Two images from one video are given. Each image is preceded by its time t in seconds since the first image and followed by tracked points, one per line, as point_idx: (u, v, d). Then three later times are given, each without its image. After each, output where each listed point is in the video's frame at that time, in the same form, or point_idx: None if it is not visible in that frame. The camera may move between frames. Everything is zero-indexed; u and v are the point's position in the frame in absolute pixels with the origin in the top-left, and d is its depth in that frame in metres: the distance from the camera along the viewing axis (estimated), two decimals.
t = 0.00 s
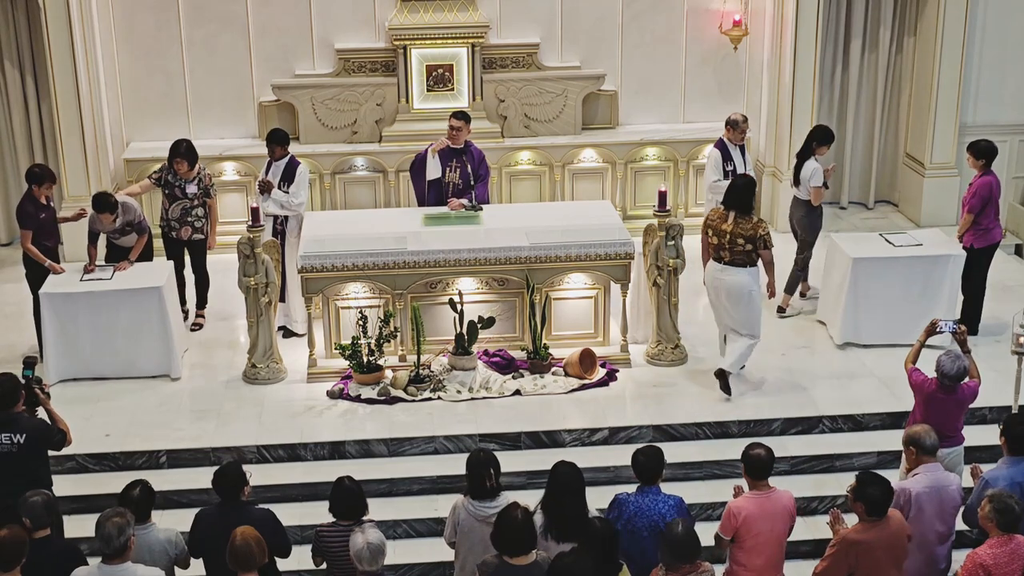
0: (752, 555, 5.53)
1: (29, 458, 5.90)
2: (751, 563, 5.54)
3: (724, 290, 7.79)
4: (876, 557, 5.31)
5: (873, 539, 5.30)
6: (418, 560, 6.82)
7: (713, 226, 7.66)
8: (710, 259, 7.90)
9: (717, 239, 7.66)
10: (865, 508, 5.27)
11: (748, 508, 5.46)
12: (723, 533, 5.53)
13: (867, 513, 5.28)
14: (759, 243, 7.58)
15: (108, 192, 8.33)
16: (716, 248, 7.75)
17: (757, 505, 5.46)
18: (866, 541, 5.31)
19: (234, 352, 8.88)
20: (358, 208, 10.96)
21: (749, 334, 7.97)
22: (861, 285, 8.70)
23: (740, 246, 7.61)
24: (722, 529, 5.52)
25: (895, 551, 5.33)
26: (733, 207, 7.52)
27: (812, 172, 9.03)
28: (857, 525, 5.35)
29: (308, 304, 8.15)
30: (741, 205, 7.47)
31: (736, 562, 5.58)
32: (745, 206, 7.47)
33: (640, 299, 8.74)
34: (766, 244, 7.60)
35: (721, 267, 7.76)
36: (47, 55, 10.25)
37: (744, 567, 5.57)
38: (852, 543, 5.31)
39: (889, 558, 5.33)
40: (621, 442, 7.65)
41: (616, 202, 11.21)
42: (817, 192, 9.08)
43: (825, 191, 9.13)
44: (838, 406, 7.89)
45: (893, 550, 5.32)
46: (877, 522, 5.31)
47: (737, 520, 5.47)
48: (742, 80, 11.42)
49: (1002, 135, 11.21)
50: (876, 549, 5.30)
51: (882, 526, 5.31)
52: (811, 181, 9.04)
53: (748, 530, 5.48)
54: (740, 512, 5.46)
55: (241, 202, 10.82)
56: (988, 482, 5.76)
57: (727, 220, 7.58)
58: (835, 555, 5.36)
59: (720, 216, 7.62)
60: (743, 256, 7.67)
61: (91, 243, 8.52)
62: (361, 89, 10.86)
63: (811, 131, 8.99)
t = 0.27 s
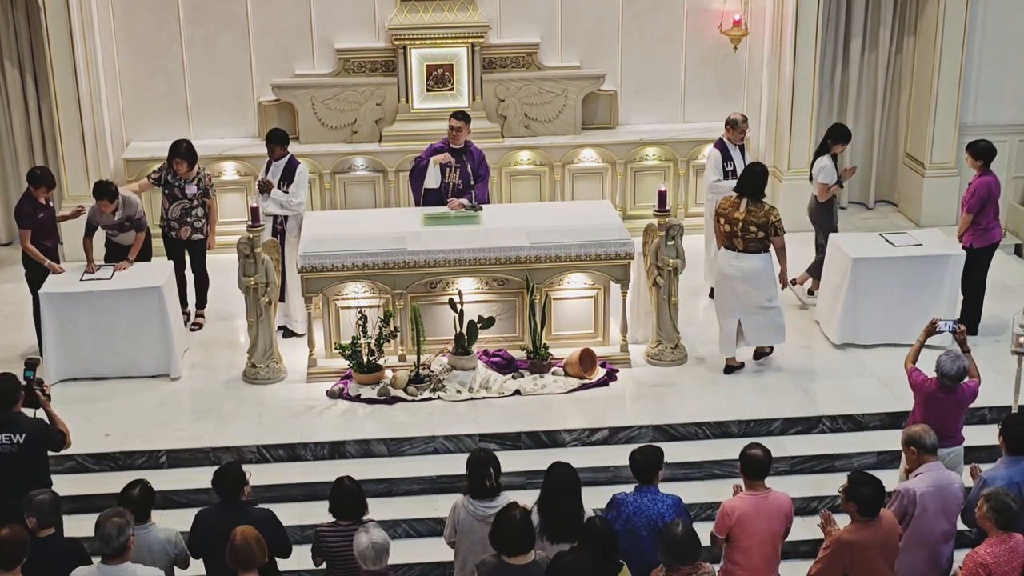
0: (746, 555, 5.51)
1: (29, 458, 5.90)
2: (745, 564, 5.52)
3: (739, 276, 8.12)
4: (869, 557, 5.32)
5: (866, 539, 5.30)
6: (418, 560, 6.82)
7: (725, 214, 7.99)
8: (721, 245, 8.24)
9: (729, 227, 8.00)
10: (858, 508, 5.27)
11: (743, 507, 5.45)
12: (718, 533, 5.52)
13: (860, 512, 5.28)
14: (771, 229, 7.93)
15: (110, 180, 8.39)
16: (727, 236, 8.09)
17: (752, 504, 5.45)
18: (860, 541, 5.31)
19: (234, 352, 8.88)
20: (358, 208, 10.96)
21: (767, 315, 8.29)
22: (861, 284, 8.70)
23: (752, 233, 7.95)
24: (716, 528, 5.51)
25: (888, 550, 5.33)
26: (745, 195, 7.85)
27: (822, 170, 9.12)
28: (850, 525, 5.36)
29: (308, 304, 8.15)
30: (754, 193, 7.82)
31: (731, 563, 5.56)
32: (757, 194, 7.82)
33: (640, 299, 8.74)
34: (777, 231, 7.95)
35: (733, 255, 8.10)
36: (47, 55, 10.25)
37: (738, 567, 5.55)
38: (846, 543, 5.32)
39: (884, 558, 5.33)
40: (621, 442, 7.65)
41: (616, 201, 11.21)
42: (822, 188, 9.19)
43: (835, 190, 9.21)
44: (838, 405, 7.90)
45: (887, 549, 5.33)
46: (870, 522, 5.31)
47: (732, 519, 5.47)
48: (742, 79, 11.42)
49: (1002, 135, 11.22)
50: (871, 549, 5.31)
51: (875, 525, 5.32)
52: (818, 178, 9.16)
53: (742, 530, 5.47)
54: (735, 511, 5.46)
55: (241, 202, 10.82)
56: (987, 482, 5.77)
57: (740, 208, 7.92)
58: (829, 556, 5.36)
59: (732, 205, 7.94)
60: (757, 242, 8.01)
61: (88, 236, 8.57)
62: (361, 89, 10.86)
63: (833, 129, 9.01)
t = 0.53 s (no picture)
0: (739, 558, 5.44)
1: (29, 458, 5.90)
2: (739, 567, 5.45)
3: (758, 268, 8.38)
4: (865, 557, 5.32)
5: (861, 539, 5.31)
6: (418, 560, 6.82)
7: (744, 209, 8.28)
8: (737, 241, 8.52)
9: (748, 222, 8.28)
10: (853, 508, 5.27)
11: (734, 509, 5.41)
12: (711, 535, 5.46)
13: (855, 513, 5.28)
14: (789, 223, 8.24)
15: (115, 170, 8.57)
16: (745, 231, 8.37)
17: (743, 507, 5.41)
18: (854, 542, 5.32)
19: (234, 351, 8.88)
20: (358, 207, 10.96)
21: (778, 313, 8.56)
22: (861, 284, 8.70)
23: (771, 227, 8.24)
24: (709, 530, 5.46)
25: (884, 550, 5.34)
26: (764, 189, 8.16)
27: (838, 166, 9.17)
28: (845, 526, 5.37)
29: (308, 304, 8.15)
30: (772, 187, 8.12)
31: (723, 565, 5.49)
32: (776, 188, 8.13)
33: (640, 300, 8.74)
34: (795, 224, 8.26)
35: (752, 250, 8.37)
36: (47, 55, 10.26)
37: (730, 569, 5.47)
38: (841, 543, 5.32)
39: (879, 557, 5.34)
40: (621, 441, 7.65)
41: (616, 201, 11.21)
42: (833, 185, 9.22)
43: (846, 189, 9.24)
44: (838, 405, 7.90)
45: (881, 549, 5.33)
46: (863, 522, 5.32)
47: (724, 521, 5.42)
48: (742, 79, 11.42)
49: (1002, 135, 11.22)
50: (865, 548, 5.32)
51: (868, 526, 5.32)
52: (831, 173, 9.19)
53: (735, 532, 5.42)
54: (727, 514, 5.42)
55: (241, 202, 10.82)
56: (984, 481, 5.76)
57: (758, 203, 8.21)
58: (825, 558, 5.37)
59: (751, 199, 8.24)
60: (776, 236, 8.30)
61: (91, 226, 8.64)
62: (361, 89, 10.86)
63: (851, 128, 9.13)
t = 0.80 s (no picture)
0: (737, 558, 5.44)
1: (29, 458, 5.90)
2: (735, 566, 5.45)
3: (769, 254, 8.65)
4: (863, 557, 5.34)
5: (860, 538, 5.32)
6: (418, 559, 6.82)
7: (756, 197, 8.58)
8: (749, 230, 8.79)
9: (759, 209, 8.57)
10: (853, 507, 5.27)
11: (731, 510, 5.41)
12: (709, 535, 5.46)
13: (855, 511, 5.27)
14: (800, 210, 8.52)
15: (116, 165, 8.53)
16: (756, 219, 8.65)
17: (740, 507, 5.41)
18: (853, 541, 5.33)
19: (234, 351, 8.88)
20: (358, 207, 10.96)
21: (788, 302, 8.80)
22: (861, 284, 8.70)
23: (782, 215, 8.52)
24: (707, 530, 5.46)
25: (881, 548, 5.35)
26: (775, 177, 8.46)
27: (851, 167, 9.10)
28: (842, 525, 5.37)
29: (307, 303, 8.16)
30: (783, 175, 8.42)
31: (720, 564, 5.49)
32: (786, 176, 8.43)
33: (640, 299, 8.74)
34: (805, 212, 8.55)
35: (763, 237, 8.64)
36: (47, 55, 10.26)
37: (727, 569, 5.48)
38: (841, 543, 5.33)
39: (877, 555, 5.35)
40: (621, 441, 7.65)
41: (616, 200, 11.21)
42: (847, 185, 9.13)
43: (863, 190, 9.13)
44: (837, 405, 7.90)
45: (879, 547, 5.34)
46: (861, 520, 5.32)
47: (721, 521, 5.42)
48: (741, 79, 11.42)
49: (1002, 135, 11.22)
50: (863, 547, 5.32)
51: (865, 524, 5.33)
52: (845, 175, 9.13)
53: (732, 533, 5.41)
54: (724, 514, 5.41)
55: (241, 201, 10.82)
56: (982, 481, 5.77)
57: (770, 191, 8.51)
58: (825, 558, 5.38)
59: (763, 187, 8.54)
60: (787, 224, 8.56)
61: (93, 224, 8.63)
62: (361, 88, 10.86)
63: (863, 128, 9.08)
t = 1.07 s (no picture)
0: (736, 558, 5.44)
1: (29, 457, 5.90)
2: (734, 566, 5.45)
3: (771, 247, 8.69)
4: (865, 553, 5.32)
5: (861, 534, 5.30)
6: (418, 559, 6.82)
7: (758, 190, 8.67)
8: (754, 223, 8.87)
9: (761, 202, 8.65)
10: (854, 503, 5.27)
11: (731, 509, 5.40)
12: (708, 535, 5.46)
13: (856, 507, 5.28)
14: (800, 205, 8.57)
15: (116, 157, 8.57)
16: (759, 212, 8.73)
17: (740, 507, 5.40)
18: (855, 537, 5.30)
19: (234, 350, 8.88)
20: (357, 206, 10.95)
21: (788, 294, 8.86)
22: (861, 283, 8.69)
23: (781, 208, 8.59)
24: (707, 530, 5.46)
25: (880, 545, 5.35)
26: (777, 171, 8.53)
27: (861, 163, 9.12)
28: (842, 521, 5.34)
29: (307, 303, 8.15)
30: (784, 168, 8.49)
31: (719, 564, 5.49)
32: (787, 170, 8.49)
33: (640, 299, 8.75)
34: (806, 207, 8.59)
35: (764, 230, 8.72)
36: (47, 55, 10.26)
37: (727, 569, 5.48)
38: (844, 538, 5.29)
39: (877, 551, 5.34)
40: (621, 440, 7.65)
41: (616, 200, 11.21)
42: (856, 182, 9.15)
43: (870, 189, 9.13)
44: (837, 404, 7.90)
45: (879, 544, 5.34)
46: (860, 517, 5.32)
47: (721, 521, 5.42)
48: (741, 78, 11.42)
49: (1002, 134, 11.22)
50: (864, 543, 5.31)
51: (865, 521, 5.32)
52: (855, 171, 9.15)
53: (731, 532, 5.41)
54: (724, 514, 5.41)
55: (241, 201, 10.82)
56: (981, 479, 5.76)
57: (771, 184, 8.58)
58: (826, 555, 5.34)
59: (765, 181, 8.62)
60: (787, 218, 8.63)
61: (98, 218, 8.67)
62: (361, 88, 10.86)
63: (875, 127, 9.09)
